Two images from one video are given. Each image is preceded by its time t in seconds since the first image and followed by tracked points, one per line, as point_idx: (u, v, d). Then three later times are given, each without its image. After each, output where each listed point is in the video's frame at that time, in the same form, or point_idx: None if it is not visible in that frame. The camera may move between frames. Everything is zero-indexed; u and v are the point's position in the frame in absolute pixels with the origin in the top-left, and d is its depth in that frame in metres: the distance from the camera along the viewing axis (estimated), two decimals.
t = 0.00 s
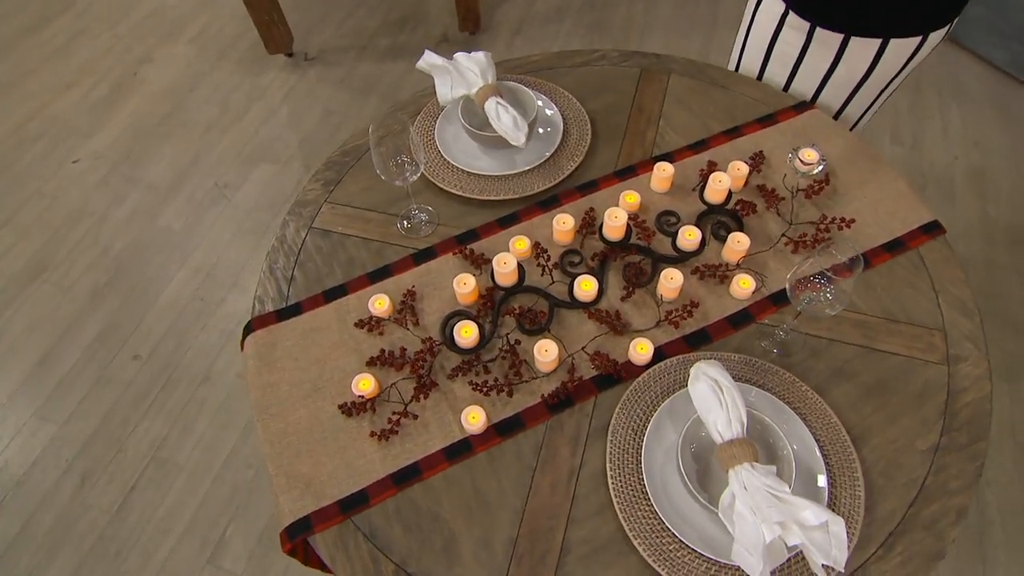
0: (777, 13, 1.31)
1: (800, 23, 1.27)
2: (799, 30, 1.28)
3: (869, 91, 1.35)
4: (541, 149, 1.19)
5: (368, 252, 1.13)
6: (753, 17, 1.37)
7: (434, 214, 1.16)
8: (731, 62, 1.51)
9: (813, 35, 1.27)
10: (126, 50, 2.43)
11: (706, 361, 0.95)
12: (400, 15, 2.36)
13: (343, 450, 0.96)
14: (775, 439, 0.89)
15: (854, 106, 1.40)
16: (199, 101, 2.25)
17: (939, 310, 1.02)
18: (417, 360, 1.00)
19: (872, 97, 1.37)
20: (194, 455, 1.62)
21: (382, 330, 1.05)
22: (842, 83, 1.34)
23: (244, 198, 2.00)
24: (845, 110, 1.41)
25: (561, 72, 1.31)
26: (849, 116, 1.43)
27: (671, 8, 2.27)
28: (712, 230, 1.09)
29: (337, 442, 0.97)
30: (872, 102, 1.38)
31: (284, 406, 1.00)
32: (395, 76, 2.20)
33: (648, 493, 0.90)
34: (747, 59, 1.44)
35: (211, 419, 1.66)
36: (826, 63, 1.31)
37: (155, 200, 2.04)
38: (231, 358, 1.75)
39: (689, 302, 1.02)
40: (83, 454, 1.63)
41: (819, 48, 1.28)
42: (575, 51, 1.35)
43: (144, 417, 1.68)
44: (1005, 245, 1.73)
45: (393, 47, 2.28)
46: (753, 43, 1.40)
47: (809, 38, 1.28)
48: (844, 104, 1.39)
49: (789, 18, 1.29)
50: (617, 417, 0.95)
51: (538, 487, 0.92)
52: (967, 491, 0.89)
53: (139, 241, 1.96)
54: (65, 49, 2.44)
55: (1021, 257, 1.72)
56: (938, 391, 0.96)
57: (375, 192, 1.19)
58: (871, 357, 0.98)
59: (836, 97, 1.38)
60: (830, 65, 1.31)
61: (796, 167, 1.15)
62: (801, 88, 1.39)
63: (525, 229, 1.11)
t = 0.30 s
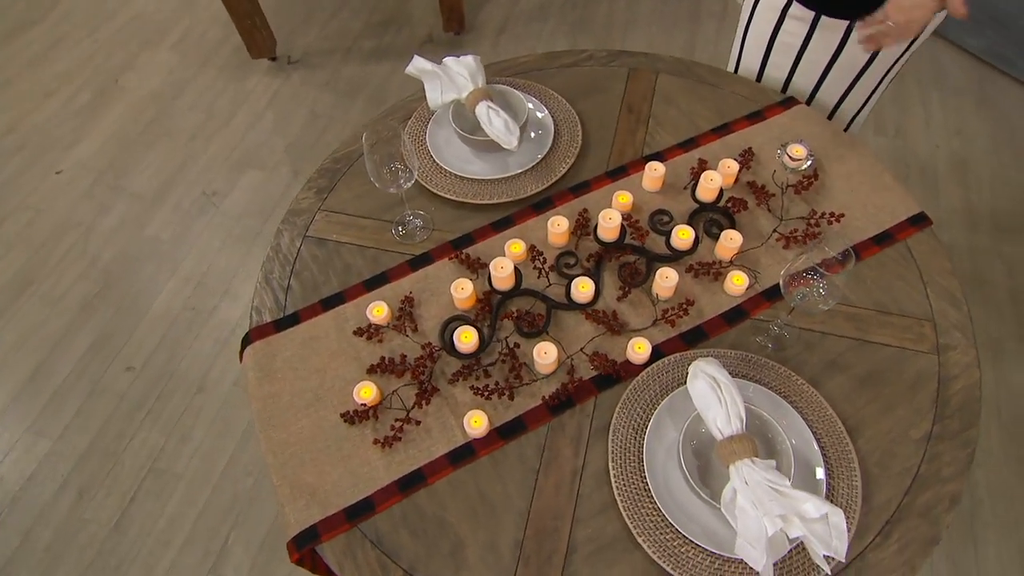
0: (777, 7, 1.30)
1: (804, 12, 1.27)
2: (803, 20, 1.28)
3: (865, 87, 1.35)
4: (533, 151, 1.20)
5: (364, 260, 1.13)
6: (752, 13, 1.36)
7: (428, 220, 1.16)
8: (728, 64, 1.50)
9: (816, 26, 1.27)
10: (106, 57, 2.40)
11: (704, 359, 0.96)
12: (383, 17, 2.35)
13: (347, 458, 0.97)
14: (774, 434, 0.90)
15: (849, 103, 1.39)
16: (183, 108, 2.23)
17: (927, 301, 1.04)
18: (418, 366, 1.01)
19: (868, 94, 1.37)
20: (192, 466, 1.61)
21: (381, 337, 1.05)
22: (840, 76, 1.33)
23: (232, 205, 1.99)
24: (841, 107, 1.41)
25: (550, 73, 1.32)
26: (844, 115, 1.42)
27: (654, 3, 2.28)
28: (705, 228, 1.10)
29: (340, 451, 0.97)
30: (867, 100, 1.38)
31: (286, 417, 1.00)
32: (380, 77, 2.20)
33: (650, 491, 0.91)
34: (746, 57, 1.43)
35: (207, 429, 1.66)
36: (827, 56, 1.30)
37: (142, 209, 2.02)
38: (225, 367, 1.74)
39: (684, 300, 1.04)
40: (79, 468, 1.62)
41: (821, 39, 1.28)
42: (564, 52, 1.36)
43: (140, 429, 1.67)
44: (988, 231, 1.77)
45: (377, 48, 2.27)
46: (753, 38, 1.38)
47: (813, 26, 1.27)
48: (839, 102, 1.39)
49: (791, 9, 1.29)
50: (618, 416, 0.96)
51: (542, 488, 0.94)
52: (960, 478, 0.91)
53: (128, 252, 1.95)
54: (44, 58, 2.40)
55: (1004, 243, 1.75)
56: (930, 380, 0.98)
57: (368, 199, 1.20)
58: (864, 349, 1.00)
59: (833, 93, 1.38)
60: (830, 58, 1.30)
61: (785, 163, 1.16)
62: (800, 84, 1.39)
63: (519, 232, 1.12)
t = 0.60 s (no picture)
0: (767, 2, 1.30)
1: (792, 8, 1.27)
2: (792, 14, 1.28)
3: (852, 83, 1.37)
4: (525, 155, 1.21)
5: (361, 267, 1.14)
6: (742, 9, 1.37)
7: (423, 225, 1.17)
8: (719, 61, 1.52)
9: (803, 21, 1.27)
10: (86, 66, 2.38)
11: (702, 356, 0.98)
12: (367, 18, 2.34)
13: (352, 466, 0.97)
14: (773, 428, 0.92)
15: (837, 98, 1.42)
16: (167, 116, 2.21)
17: (917, 291, 1.06)
18: (419, 372, 1.02)
19: (854, 90, 1.40)
20: (192, 476, 1.61)
21: (381, 344, 1.06)
22: (827, 73, 1.35)
23: (221, 213, 1.99)
24: (829, 102, 1.43)
25: (539, 75, 1.33)
26: (832, 110, 1.45)
27: None
28: (698, 225, 1.12)
29: (346, 459, 0.98)
30: (854, 95, 1.41)
31: (290, 427, 1.01)
32: (366, 79, 2.19)
33: (654, 487, 0.93)
34: (736, 54, 1.45)
35: (205, 439, 1.66)
36: (815, 52, 1.32)
37: (130, 220, 2.01)
38: (221, 376, 1.74)
39: (680, 298, 1.05)
40: (77, 483, 1.62)
41: (809, 34, 1.29)
42: (552, 52, 1.36)
43: (137, 441, 1.66)
44: (971, 217, 1.80)
45: (362, 50, 2.26)
46: (743, 35, 1.40)
47: (801, 21, 1.27)
48: (826, 98, 1.42)
49: (780, 3, 1.28)
50: (619, 415, 0.98)
51: (547, 489, 0.95)
52: (953, 464, 0.93)
53: (117, 263, 1.94)
54: (22, 68, 2.37)
55: (986, 228, 1.78)
56: (921, 369, 1.00)
57: (363, 206, 1.20)
58: (857, 340, 1.02)
59: (820, 89, 1.40)
60: (818, 54, 1.32)
61: (774, 159, 1.18)
62: (788, 81, 1.41)
63: (515, 235, 1.13)
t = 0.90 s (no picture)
0: None
1: (784, 4, 1.28)
2: (783, 9, 1.29)
3: (841, 80, 1.40)
4: (519, 156, 1.21)
5: (359, 273, 1.14)
6: (732, 8, 1.39)
7: (420, 229, 1.17)
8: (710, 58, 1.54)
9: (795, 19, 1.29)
10: (66, 73, 2.35)
11: (701, 352, 1.00)
12: (351, 19, 2.33)
13: (358, 471, 0.98)
14: (772, 420, 0.94)
15: (826, 95, 1.45)
16: (151, 122, 2.19)
17: (907, 280, 1.08)
18: (422, 376, 1.03)
19: (843, 86, 1.42)
20: (192, 485, 1.61)
21: (382, 349, 1.07)
22: (817, 69, 1.38)
23: (211, 220, 1.98)
24: (819, 100, 1.46)
25: (529, 75, 1.33)
26: (823, 106, 1.48)
27: None
28: (692, 222, 1.13)
29: (352, 465, 0.99)
30: (843, 91, 1.43)
31: (294, 435, 1.01)
32: (353, 81, 2.18)
33: (657, 482, 0.94)
34: (727, 52, 1.47)
35: (204, 447, 1.66)
36: (805, 49, 1.34)
37: (118, 229, 1.99)
38: (217, 384, 1.73)
39: (677, 295, 1.07)
40: (74, 496, 1.61)
41: (801, 31, 1.30)
42: (541, 52, 1.37)
43: (134, 452, 1.66)
44: (955, 203, 1.83)
45: (347, 52, 2.25)
46: (734, 32, 1.41)
47: (793, 17, 1.29)
48: (816, 96, 1.44)
49: None
50: (621, 412, 0.99)
51: (552, 487, 0.96)
52: (947, 449, 0.95)
53: (107, 273, 1.92)
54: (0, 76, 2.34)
55: (970, 214, 1.82)
56: (914, 357, 1.02)
57: (358, 211, 1.20)
58: (850, 331, 1.04)
59: (811, 86, 1.42)
60: (809, 50, 1.34)
61: (764, 154, 1.20)
62: (780, 78, 1.43)
63: (511, 237, 1.14)
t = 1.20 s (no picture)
0: None
1: None
2: (781, 6, 1.29)
3: (835, 73, 1.42)
4: (512, 156, 1.22)
5: (356, 278, 1.15)
6: (726, 7, 1.39)
7: (415, 232, 1.18)
8: (703, 55, 1.54)
9: (791, 15, 1.30)
10: (45, 80, 2.32)
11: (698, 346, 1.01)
12: (334, 19, 2.32)
13: (364, 475, 0.99)
14: (771, 412, 0.96)
15: (820, 89, 1.46)
16: (135, 128, 2.17)
17: (898, 269, 1.10)
18: (424, 379, 1.04)
19: (835, 80, 1.45)
20: (192, 493, 1.61)
21: (383, 353, 1.07)
22: (813, 63, 1.39)
23: (200, 226, 1.97)
24: (812, 94, 1.48)
25: (519, 75, 1.34)
26: (816, 100, 1.50)
27: None
28: (685, 217, 1.14)
29: (357, 469, 0.99)
30: (835, 86, 1.46)
31: (298, 441, 1.02)
32: (339, 82, 2.17)
33: (660, 476, 0.96)
34: (722, 49, 1.47)
35: (203, 454, 1.65)
36: (801, 45, 1.35)
37: (106, 237, 1.98)
38: (213, 390, 1.73)
39: (673, 290, 1.08)
40: (73, 509, 1.60)
41: (797, 27, 1.32)
42: (530, 51, 1.37)
43: (132, 462, 1.65)
44: (940, 189, 1.86)
45: (332, 52, 2.24)
46: (729, 31, 1.42)
47: (791, 13, 1.29)
48: (809, 91, 1.47)
49: None
50: (622, 408, 1.01)
51: (557, 484, 0.98)
52: (940, 433, 0.98)
53: (96, 282, 1.91)
54: None
55: (954, 199, 1.84)
56: (906, 344, 1.04)
57: (353, 216, 1.20)
58: (844, 321, 1.06)
59: (806, 80, 1.44)
60: (804, 46, 1.35)
61: (754, 148, 1.21)
62: (775, 73, 1.44)
63: (507, 237, 1.15)
